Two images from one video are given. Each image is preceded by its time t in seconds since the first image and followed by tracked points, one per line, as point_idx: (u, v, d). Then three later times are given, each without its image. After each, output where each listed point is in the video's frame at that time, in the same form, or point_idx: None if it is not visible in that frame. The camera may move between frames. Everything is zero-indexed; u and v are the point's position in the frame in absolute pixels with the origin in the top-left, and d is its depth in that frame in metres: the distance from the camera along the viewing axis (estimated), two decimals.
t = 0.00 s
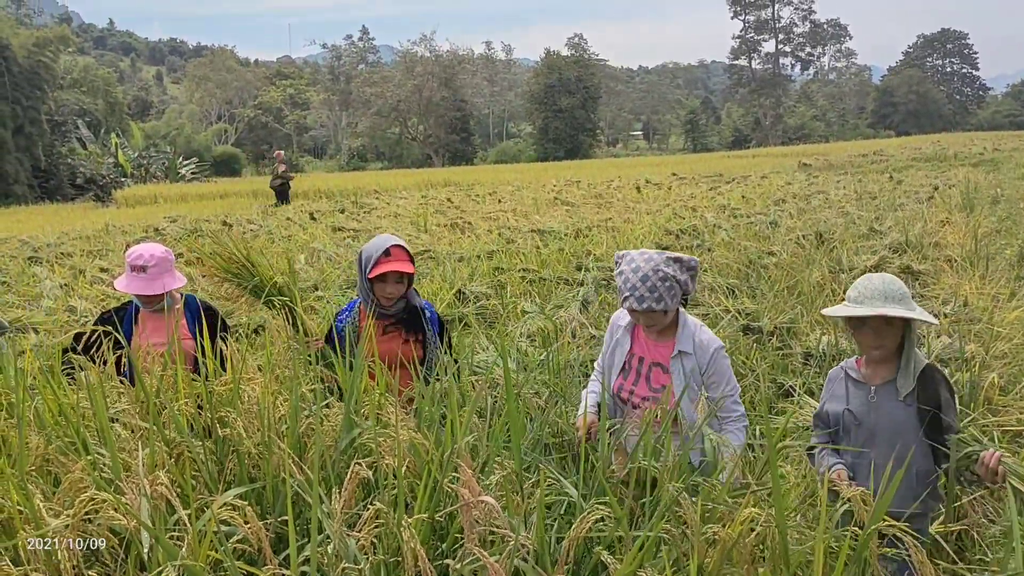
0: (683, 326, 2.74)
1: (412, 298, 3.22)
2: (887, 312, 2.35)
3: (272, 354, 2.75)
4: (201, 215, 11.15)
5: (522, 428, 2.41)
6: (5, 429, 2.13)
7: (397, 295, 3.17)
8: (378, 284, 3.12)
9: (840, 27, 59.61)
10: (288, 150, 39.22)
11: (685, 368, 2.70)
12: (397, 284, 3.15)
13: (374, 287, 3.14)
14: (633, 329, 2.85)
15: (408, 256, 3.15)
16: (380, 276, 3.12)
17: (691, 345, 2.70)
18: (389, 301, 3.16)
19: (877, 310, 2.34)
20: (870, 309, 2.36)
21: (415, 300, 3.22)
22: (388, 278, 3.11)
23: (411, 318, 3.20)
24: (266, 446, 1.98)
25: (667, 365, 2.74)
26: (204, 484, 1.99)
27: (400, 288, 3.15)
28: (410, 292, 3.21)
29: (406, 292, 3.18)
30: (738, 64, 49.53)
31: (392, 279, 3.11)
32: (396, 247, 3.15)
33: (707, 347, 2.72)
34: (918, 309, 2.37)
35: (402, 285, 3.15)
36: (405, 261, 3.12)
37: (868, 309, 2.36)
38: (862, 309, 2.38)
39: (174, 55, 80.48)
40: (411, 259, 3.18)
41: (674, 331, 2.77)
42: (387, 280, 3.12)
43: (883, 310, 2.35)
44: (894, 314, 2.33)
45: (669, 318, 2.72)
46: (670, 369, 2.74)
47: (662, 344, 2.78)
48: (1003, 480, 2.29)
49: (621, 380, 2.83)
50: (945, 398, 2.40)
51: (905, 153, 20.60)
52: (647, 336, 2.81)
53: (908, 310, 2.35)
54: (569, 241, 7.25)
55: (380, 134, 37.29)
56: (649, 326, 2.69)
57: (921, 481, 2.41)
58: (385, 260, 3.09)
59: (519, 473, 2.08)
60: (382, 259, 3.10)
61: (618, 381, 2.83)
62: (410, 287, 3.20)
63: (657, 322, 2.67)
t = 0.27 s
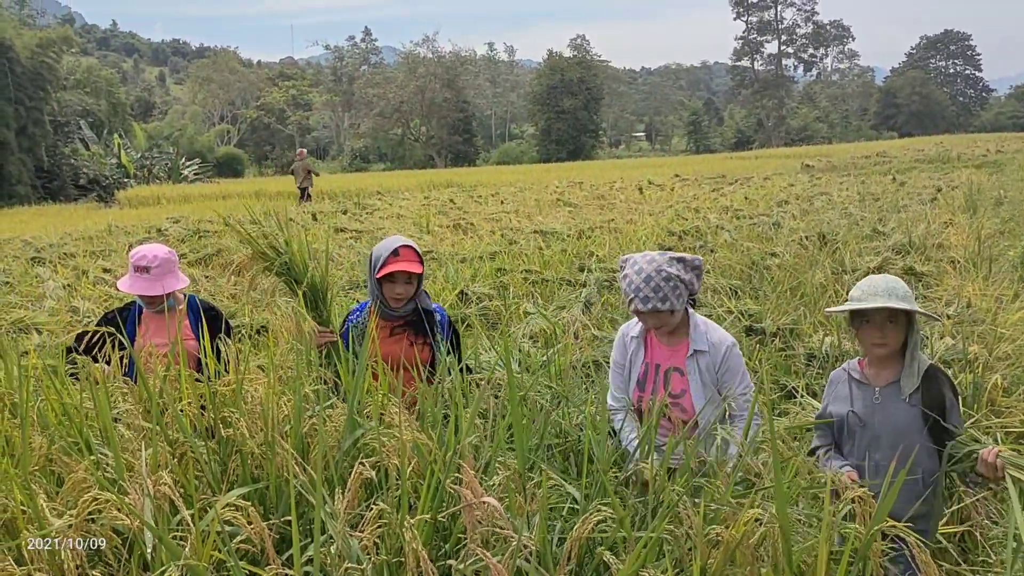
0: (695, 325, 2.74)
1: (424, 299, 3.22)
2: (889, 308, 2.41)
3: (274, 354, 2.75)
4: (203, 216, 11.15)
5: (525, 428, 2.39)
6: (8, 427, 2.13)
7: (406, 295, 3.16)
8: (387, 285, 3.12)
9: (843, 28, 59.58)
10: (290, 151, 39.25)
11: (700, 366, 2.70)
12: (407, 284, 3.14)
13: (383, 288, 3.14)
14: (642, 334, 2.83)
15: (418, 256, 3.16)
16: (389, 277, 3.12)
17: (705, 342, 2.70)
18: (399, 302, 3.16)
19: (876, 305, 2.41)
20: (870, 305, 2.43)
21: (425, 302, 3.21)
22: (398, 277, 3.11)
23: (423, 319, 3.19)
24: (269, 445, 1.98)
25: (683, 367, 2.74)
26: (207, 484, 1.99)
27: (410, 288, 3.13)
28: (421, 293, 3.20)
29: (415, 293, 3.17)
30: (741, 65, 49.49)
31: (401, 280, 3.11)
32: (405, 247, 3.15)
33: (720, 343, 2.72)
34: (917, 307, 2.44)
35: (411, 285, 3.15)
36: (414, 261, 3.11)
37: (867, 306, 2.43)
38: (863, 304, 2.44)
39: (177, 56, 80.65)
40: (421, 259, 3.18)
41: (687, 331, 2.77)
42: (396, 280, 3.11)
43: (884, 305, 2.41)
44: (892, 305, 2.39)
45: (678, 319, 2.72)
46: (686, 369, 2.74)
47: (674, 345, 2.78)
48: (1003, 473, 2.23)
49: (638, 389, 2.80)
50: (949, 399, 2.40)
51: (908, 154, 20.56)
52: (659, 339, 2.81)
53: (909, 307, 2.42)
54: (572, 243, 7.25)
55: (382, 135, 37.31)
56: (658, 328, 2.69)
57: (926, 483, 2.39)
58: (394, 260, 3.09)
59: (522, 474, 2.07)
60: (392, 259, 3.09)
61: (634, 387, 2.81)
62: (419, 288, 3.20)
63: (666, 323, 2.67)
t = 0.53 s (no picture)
0: (711, 325, 2.75)
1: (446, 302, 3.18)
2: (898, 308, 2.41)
3: (280, 355, 2.75)
4: (208, 217, 11.18)
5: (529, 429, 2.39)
6: (15, 427, 2.14)
7: (429, 297, 3.08)
8: (409, 286, 3.04)
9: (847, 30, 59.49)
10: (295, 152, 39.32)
11: (718, 364, 2.71)
12: (429, 285, 3.08)
13: (405, 289, 3.06)
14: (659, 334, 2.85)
15: (439, 258, 3.10)
16: (412, 278, 3.04)
17: (723, 340, 2.71)
18: (421, 304, 3.08)
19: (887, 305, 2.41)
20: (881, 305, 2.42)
21: (445, 304, 3.13)
22: (421, 279, 3.04)
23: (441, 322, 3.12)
24: (275, 446, 1.99)
25: (699, 366, 2.74)
26: (213, 483, 1.99)
27: (432, 290, 3.07)
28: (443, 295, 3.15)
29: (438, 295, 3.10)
30: (745, 67, 49.45)
31: (424, 281, 3.04)
32: (426, 249, 3.10)
33: (738, 342, 2.74)
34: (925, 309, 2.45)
35: (433, 288, 3.08)
36: (436, 262, 3.07)
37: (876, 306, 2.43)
38: (873, 304, 2.44)
39: (182, 57, 80.93)
40: (442, 261, 3.13)
41: (703, 330, 2.77)
42: (418, 281, 3.05)
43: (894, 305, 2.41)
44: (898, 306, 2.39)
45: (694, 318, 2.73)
46: (704, 369, 2.74)
47: (692, 343, 2.78)
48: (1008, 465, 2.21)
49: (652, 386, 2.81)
50: (957, 400, 2.41)
51: (913, 156, 20.51)
52: (676, 338, 2.81)
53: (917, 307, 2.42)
54: (576, 244, 7.25)
55: (387, 136, 37.37)
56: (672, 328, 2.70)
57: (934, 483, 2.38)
58: (417, 260, 3.03)
59: (526, 474, 2.08)
60: (414, 260, 3.03)
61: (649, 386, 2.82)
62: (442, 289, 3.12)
63: (680, 322, 2.67)
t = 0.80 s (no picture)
0: (723, 322, 2.80)
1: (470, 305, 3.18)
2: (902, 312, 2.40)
3: (284, 355, 2.76)
4: (212, 218, 11.21)
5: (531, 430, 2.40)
6: (21, 426, 2.15)
7: (455, 298, 3.11)
8: (435, 287, 3.07)
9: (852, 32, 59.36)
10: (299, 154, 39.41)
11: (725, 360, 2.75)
12: (456, 285, 3.11)
13: (430, 290, 3.09)
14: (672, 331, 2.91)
15: (465, 260, 3.13)
16: (439, 278, 3.07)
17: (733, 338, 2.76)
18: (447, 306, 3.09)
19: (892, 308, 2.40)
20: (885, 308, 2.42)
21: (471, 308, 3.15)
22: (447, 279, 3.07)
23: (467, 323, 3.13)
24: (280, 446, 1.99)
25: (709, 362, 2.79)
26: (218, 484, 2.00)
27: (458, 290, 3.10)
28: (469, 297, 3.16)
29: (464, 296, 3.13)
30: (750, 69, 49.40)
31: (450, 280, 3.07)
32: (453, 250, 3.13)
33: (747, 339, 2.76)
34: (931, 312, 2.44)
35: (459, 289, 3.11)
36: (463, 263, 3.09)
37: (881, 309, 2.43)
38: (876, 306, 2.44)
39: (188, 59, 81.22)
40: (468, 263, 3.15)
41: (715, 327, 2.82)
42: (445, 280, 3.07)
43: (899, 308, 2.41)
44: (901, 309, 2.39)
45: (702, 316, 2.79)
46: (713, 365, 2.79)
47: (704, 340, 2.83)
48: (1014, 453, 2.25)
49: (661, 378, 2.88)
50: (963, 401, 2.38)
51: (918, 159, 20.45)
52: (688, 336, 2.87)
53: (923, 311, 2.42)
54: (579, 246, 7.26)
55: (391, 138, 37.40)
56: (677, 325, 2.76)
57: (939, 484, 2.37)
58: (442, 260, 3.06)
59: (531, 475, 2.06)
60: (439, 260, 3.07)
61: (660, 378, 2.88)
62: (466, 292, 3.15)
63: (683, 320, 2.74)
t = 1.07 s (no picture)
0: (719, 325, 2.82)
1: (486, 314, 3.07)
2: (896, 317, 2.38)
3: (288, 357, 2.76)
4: (216, 221, 11.24)
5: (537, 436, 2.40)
6: (28, 427, 2.16)
7: (467, 306, 3.02)
8: (447, 293, 3.01)
9: (857, 35, 59.29)
10: (304, 157, 39.50)
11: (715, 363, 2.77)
12: (468, 294, 3.01)
13: (444, 298, 3.03)
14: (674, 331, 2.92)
15: (479, 267, 3.03)
16: (451, 285, 3.00)
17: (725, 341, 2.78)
18: (459, 313, 3.01)
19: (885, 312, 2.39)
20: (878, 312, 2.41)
21: (486, 317, 3.07)
22: (458, 286, 2.99)
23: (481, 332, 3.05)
24: (284, 448, 2.00)
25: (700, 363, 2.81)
26: (223, 486, 2.00)
27: (470, 299, 3.01)
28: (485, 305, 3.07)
29: (477, 304, 3.04)
30: (753, 73, 49.37)
31: (462, 289, 2.98)
32: (469, 256, 3.04)
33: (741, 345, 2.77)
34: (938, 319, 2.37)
35: (471, 297, 3.01)
36: (475, 272, 2.99)
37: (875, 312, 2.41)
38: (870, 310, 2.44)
39: (194, 62, 81.46)
40: (483, 271, 3.05)
41: (713, 330, 2.84)
42: (457, 288, 3.00)
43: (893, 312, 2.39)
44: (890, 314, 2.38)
45: (702, 316, 2.81)
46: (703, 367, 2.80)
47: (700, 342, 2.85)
48: (1007, 446, 2.11)
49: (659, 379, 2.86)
50: (963, 407, 2.33)
51: (922, 163, 20.40)
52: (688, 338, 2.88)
53: (923, 319, 2.36)
54: (583, 249, 7.26)
55: (395, 141, 37.47)
56: (675, 320, 2.78)
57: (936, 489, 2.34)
58: (454, 268, 2.98)
59: (534, 477, 2.07)
60: (452, 268, 2.98)
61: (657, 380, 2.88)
62: (482, 300, 3.05)
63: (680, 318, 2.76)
